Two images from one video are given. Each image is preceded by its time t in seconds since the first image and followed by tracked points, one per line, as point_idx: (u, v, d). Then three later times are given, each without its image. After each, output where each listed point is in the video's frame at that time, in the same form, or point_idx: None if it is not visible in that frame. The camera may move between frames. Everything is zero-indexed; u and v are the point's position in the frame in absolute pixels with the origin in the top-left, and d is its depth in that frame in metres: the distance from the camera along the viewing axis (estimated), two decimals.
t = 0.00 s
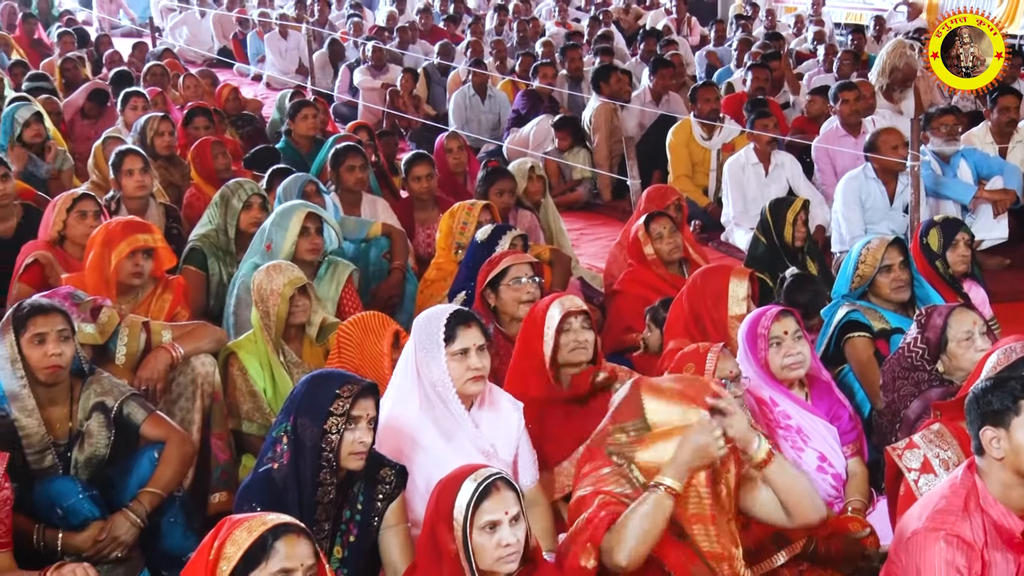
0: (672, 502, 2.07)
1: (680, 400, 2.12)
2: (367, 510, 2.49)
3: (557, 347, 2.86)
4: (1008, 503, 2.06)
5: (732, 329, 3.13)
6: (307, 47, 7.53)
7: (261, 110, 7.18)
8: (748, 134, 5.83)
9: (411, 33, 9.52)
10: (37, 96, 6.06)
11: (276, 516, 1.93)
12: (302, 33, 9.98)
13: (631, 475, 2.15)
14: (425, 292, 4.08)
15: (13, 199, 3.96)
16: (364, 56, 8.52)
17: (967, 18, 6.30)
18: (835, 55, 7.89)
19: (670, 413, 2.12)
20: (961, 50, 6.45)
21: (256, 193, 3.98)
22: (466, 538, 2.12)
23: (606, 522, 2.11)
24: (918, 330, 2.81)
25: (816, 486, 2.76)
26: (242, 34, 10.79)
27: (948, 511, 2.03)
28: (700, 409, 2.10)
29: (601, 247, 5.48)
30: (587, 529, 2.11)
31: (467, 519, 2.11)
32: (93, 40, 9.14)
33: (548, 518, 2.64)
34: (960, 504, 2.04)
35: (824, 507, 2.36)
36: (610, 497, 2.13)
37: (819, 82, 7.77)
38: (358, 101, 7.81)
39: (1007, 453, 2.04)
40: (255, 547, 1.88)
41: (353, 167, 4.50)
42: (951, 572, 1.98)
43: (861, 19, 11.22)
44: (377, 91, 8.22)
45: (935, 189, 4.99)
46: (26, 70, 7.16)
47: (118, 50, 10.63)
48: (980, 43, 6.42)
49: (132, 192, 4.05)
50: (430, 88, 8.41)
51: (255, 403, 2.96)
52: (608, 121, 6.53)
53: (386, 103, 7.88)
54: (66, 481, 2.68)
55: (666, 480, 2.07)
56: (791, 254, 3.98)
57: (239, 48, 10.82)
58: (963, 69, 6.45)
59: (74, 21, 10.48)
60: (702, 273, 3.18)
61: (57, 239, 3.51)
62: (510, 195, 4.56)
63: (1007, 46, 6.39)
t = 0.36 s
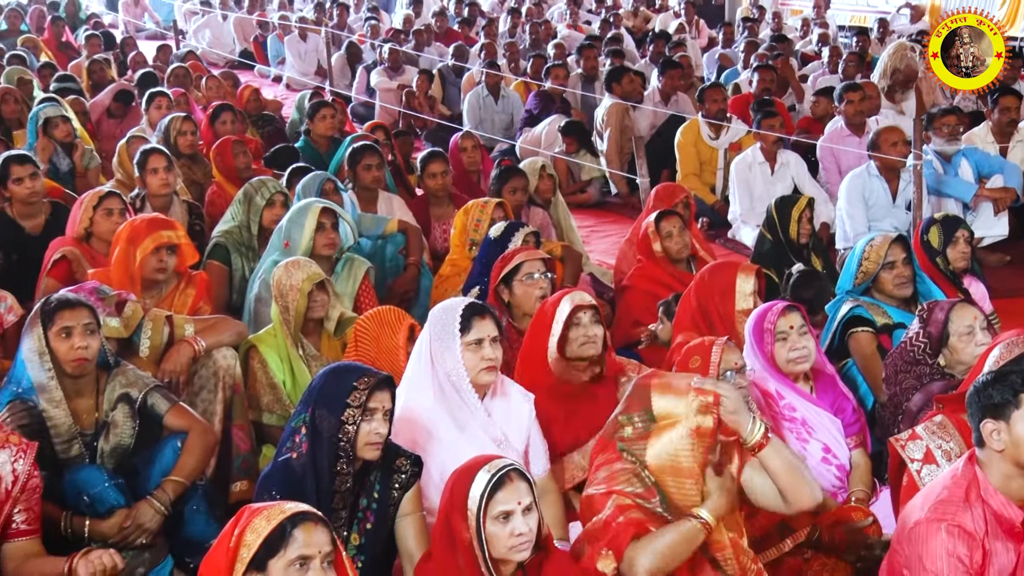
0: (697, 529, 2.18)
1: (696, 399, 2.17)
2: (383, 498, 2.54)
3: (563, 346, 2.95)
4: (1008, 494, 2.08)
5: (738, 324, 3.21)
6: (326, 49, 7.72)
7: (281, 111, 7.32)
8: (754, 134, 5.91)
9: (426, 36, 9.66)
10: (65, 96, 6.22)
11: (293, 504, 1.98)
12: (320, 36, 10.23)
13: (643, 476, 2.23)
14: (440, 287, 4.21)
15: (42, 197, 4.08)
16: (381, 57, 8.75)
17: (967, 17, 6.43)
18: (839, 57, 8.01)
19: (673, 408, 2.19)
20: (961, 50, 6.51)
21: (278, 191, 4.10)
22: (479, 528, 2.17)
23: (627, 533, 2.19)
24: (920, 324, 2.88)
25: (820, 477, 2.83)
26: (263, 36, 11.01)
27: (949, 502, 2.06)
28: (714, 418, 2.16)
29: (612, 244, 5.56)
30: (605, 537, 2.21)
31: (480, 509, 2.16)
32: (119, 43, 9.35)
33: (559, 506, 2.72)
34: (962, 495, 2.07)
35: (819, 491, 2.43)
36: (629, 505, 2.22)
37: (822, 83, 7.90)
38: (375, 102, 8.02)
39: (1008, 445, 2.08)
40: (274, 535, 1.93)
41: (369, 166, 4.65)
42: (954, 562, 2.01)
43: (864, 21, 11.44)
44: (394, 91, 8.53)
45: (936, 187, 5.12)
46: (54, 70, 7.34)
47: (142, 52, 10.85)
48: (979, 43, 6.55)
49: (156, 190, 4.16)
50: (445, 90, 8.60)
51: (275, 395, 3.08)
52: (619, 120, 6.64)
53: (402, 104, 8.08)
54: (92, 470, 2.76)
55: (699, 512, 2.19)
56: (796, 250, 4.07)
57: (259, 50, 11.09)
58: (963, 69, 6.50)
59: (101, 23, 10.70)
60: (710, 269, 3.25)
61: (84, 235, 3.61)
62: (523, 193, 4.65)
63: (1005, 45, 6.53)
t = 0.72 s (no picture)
0: (699, 514, 2.24)
1: (708, 412, 2.24)
2: (399, 487, 2.60)
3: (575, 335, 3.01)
4: (1010, 486, 2.13)
5: (745, 319, 3.28)
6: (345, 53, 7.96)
7: (301, 111, 7.45)
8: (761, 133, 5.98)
9: (442, 38, 9.81)
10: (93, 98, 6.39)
11: (313, 494, 2.05)
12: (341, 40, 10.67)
13: (651, 474, 2.31)
14: (454, 283, 4.31)
15: (71, 194, 4.20)
16: (398, 59, 8.96)
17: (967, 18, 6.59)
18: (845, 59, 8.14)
19: (684, 417, 2.26)
20: (961, 50, 6.60)
21: (299, 189, 4.21)
22: (493, 517, 2.21)
23: (645, 537, 2.25)
24: (924, 319, 2.95)
25: (824, 468, 2.91)
26: (283, 38, 11.33)
27: (952, 494, 2.13)
28: (725, 429, 2.23)
29: (622, 241, 5.63)
30: (622, 542, 2.27)
31: (493, 498, 2.19)
32: (144, 45, 9.57)
33: (570, 496, 2.78)
34: (964, 487, 2.13)
35: (822, 503, 2.49)
36: (642, 506, 2.29)
37: (828, 84, 8.04)
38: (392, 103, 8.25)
39: (1010, 438, 2.12)
40: (294, 523, 2.00)
41: (386, 164, 4.75)
42: (955, 552, 2.09)
43: (870, 24, 11.62)
44: (410, 92, 8.65)
45: (939, 187, 5.18)
46: (81, 72, 7.53)
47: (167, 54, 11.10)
48: (979, 44, 6.64)
49: (179, 188, 4.26)
50: (461, 91, 8.76)
51: (295, 387, 3.17)
52: (634, 121, 6.78)
53: (418, 104, 8.28)
54: (118, 460, 2.85)
55: (697, 497, 2.25)
56: (802, 247, 4.14)
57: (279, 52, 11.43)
58: (963, 69, 6.56)
59: (125, 26, 10.93)
60: (716, 266, 3.33)
61: (110, 232, 3.71)
62: (535, 191, 4.74)
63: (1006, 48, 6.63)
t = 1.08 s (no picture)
0: (685, 465, 2.31)
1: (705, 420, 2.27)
2: (411, 475, 2.71)
3: (585, 328, 3.10)
4: (1007, 476, 2.20)
5: (750, 314, 3.35)
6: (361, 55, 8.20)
7: (318, 112, 7.60)
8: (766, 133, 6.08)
9: (456, 40, 9.99)
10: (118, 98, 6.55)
11: (329, 483, 2.12)
12: (355, 41, 11.08)
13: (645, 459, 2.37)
14: (467, 279, 4.40)
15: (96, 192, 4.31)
16: (413, 61, 9.15)
17: (968, 16, 6.29)
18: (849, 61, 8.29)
19: (679, 422, 2.28)
20: (961, 50, 6.50)
21: (316, 188, 4.32)
22: (504, 506, 2.24)
23: (638, 506, 2.37)
24: (925, 314, 3.03)
25: (828, 458, 2.98)
26: (301, 42, 11.89)
27: (950, 485, 2.18)
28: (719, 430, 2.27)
29: (630, 238, 5.72)
30: (618, 514, 2.39)
31: (505, 488, 2.23)
32: (167, 47, 9.79)
33: (581, 487, 2.85)
34: (962, 479, 2.19)
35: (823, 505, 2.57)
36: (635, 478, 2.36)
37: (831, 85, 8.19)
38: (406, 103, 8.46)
39: (1007, 431, 2.19)
40: (311, 512, 2.06)
41: (401, 163, 4.85)
42: (952, 542, 2.14)
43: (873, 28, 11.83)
44: (424, 93, 8.86)
45: (940, 185, 5.37)
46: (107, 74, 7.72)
47: (190, 55, 11.36)
48: (980, 42, 6.44)
49: (201, 186, 4.37)
50: (473, 91, 8.94)
51: (312, 379, 3.28)
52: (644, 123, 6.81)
53: (432, 105, 8.43)
54: (140, 450, 2.93)
55: (680, 446, 2.30)
56: (805, 244, 4.23)
57: (298, 53, 11.92)
58: (963, 69, 6.51)
59: (147, 29, 11.16)
60: (721, 262, 3.40)
61: (134, 228, 3.80)
62: (546, 190, 4.82)
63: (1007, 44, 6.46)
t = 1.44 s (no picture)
0: (682, 494, 2.39)
1: (700, 414, 2.37)
2: (424, 463, 2.74)
3: (597, 322, 3.18)
4: (1005, 468, 2.24)
5: (754, 308, 3.44)
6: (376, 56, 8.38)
7: (335, 111, 7.75)
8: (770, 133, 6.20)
9: (468, 42, 10.15)
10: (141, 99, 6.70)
11: (345, 474, 2.20)
12: (371, 43, 11.32)
13: (646, 460, 2.42)
14: (478, 275, 4.49)
15: (120, 189, 4.43)
16: (427, 61, 9.32)
17: (967, 17, 6.30)
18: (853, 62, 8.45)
19: (682, 416, 2.38)
20: (961, 50, 6.52)
21: (333, 186, 4.43)
22: (516, 495, 2.28)
23: (634, 516, 2.41)
24: (926, 309, 3.10)
25: (832, 449, 3.07)
26: (319, 43, 12.14)
27: (950, 475, 2.25)
28: (713, 425, 2.38)
29: (639, 234, 5.80)
30: (613, 521, 2.44)
31: (517, 477, 2.27)
32: (189, 49, 9.98)
33: (591, 477, 2.95)
34: (961, 470, 2.26)
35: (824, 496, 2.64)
36: (639, 488, 2.42)
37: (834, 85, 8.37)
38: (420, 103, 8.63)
39: (1005, 423, 2.23)
40: (328, 501, 2.15)
41: (415, 162, 4.95)
42: (952, 530, 2.21)
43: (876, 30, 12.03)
44: (438, 93, 9.06)
45: (941, 182, 5.40)
46: (131, 75, 7.89)
47: (210, 56, 11.58)
48: (980, 43, 6.49)
49: (221, 184, 4.49)
50: (486, 92, 9.09)
51: (329, 372, 3.38)
52: (658, 123, 6.96)
53: (446, 105, 8.59)
54: (163, 440, 3.02)
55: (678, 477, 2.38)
56: (809, 240, 4.32)
57: (316, 55, 12.20)
58: (963, 69, 6.54)
59: (170, 32, 11.38)
60: (727, 258, 3.48)
61: (156, 225, 3.90)
62: (557, 187, 4.91)
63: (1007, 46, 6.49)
